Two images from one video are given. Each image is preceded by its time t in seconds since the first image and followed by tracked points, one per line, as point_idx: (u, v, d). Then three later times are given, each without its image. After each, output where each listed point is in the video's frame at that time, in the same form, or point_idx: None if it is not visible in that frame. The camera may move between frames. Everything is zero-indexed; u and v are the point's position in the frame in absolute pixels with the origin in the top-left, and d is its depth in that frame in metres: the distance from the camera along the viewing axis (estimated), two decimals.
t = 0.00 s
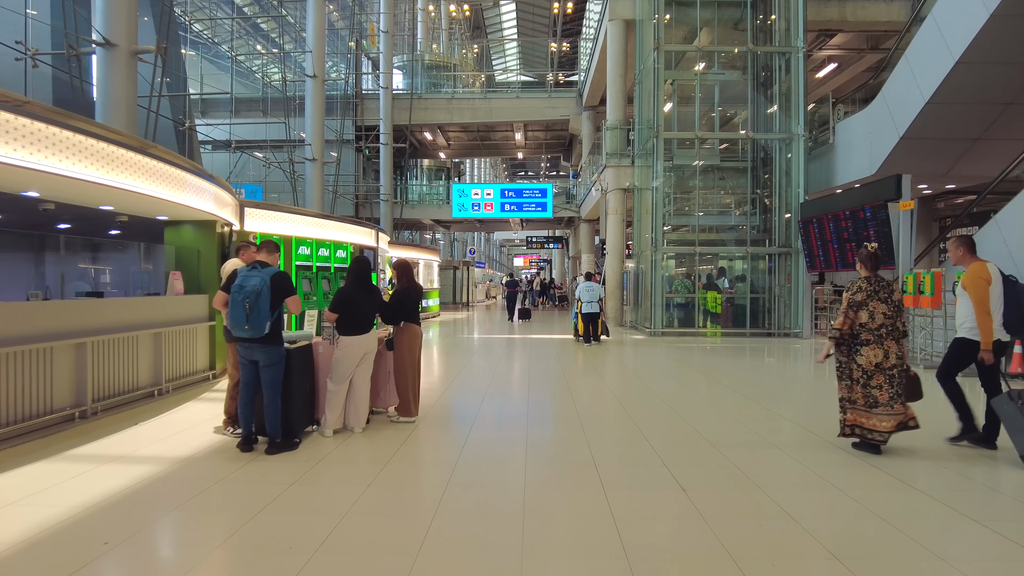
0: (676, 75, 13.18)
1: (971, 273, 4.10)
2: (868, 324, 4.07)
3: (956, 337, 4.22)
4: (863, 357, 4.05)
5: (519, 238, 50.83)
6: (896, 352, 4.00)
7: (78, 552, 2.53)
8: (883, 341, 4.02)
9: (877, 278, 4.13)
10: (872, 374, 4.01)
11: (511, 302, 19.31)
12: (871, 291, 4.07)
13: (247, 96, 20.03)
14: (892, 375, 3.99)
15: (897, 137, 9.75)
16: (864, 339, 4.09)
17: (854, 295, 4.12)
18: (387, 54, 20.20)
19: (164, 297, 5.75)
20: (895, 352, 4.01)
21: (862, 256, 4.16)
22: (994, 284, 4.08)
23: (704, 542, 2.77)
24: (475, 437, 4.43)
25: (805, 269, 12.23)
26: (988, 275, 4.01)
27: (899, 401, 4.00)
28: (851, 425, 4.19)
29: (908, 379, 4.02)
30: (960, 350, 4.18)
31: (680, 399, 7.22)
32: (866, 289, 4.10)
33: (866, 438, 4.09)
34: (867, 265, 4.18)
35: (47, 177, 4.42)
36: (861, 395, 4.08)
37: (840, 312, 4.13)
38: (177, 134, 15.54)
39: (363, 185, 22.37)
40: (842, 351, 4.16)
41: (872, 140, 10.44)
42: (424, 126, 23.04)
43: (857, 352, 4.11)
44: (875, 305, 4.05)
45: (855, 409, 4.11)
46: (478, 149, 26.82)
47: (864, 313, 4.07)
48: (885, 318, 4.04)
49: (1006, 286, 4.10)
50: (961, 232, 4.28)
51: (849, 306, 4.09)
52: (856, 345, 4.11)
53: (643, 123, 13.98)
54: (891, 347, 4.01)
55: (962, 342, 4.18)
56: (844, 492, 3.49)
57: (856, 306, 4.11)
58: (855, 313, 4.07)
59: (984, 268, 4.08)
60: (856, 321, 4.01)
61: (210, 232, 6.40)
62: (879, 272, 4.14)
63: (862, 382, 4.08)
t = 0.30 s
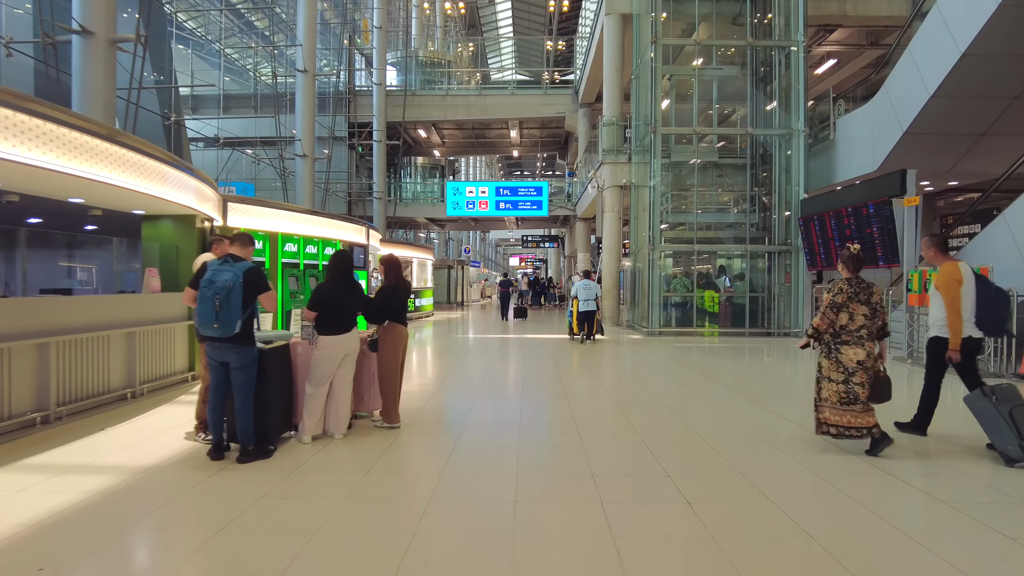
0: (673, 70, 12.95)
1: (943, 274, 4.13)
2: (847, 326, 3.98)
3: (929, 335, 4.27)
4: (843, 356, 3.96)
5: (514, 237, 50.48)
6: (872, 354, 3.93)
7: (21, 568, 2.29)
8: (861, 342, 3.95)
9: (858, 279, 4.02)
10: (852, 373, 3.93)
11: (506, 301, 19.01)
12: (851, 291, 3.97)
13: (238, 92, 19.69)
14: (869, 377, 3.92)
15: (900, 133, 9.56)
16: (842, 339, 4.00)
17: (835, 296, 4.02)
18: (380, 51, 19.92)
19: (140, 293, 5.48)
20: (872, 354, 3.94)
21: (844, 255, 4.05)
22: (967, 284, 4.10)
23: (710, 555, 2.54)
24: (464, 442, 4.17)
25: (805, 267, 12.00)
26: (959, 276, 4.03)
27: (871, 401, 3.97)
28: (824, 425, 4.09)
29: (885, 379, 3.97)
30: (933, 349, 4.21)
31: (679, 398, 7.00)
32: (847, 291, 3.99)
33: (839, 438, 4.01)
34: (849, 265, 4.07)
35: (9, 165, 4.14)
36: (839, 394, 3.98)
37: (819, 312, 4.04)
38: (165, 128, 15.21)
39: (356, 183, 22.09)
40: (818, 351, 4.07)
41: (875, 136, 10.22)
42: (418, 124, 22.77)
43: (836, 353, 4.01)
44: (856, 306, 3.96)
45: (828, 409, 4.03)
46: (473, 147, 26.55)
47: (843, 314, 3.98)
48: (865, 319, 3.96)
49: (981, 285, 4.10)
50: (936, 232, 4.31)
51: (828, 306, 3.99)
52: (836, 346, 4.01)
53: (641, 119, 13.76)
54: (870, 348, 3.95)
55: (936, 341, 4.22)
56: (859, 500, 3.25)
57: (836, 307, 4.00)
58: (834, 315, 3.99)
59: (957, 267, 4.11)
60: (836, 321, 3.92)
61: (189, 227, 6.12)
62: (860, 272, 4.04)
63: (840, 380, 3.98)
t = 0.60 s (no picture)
0: (666, 68, 12.72)
1: (905, 273, 4.14)
2: (823, 326, 4.07)
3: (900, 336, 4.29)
4: (817, 357, 4.06)
5: (506, 237, 50.24)
6: (848, 352, 4.04)
7: None
8: (838, 341, 4.04)
9: (830, 280, 4.17)
10: (826, 374, 4.02)
11: (497, 303, 18.77)
12: (826, 292, 4.09)
13: (224, 91, 19.37)
14: (846, 374, 4.03)
15: (898, 132, 9.36)
16: (819, 339, 4.08)
17: (810, 296, 4.12)
18: (369, 49, 19.61)
19: (106, 298, 5.20)
20: (848, 353, 4.04)
21: (815, 257, 4.19)
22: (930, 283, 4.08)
23: None
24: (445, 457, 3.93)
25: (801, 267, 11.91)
26: (918, 275, 4.04)
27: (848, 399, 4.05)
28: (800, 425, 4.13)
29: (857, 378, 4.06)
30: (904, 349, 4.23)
31: (674, 402, 6.79)
32: (821, 291, 4.11)
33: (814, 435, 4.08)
34: (820, 267, 4.21)
35: None
36: (816, 396, 4.05)
37: (797, 313, 4.11)
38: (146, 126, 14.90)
39: (345, 182, 21.77)
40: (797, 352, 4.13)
41: (871, 135, 10.04)
42: (408, 122, 22.48)
43: (814, 353, 4.09)
44: (831, 306, 4.07)
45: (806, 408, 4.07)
46: (464, 146, 26.28)
47: (821, 314, 4.08)
48: (837, 320, 4.05)
49: (943, 283, 4.08)
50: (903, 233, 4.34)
51: (806, 306, 4.08)
52: (813, 346, 4.09)
53: (633, 118, 13.53)
54: (844, 349, 4.03)
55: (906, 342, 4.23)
56: (865, 519, 3.03)
57: (812, 307, 4.10)
58: (811, 315, 4.07)
59: (916, 268, 4.12)
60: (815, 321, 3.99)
61: (161, 228, 5.83)
62: (832, 273, 4.19)
63: (816, 383, 4.05)
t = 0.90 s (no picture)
0: (662, 63, 12.47)
1: (879, 274, 4.08)
2: (796, 328, 3.94)
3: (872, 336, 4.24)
4: (791, 362, 3.96)
5: (499, 237, 50.06)
6: (824, 353, 3.94)
7: None
8: (812, 342, 3.94)
9: (801, 279, 3.99)
10: (802, 379, 3.94)
11: (490, 302, 18.51)
12: (797, 293, 3.94)
13: (213, 87, 19.07)
14: (825, 376, 3.93)
15: (899, 127, 9.14)
16: (793, 342, 3.95)
17: (781, 299, 3.95)
18: (359, 44, 19.31)
19: (73, 297, 4.90)
20: (823, 354, 3.95)
21: (787, 258, 3.98)
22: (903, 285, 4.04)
23: None
24: (432, 467, 3.65)
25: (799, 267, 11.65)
26: (892, 277, 4.00)
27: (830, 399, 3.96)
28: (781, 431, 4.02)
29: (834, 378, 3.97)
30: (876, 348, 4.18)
31: (672, 403, 6.54)
32: (792, 293, 3.95)
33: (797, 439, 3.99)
34: (790, 267, 4.01)
35: None
36: (794, 400, 3.97)
37: (769, 318, 3.95)
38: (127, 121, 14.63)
39: (335, 180, 21.47)
40: (772, 356, 3.98)
41: (872, 132, 9.83)
42: (399, 120, 22.20)
43: (789, 357, 3.97)
44: (803, 308, 3.94)
45: (787, 413, 3.96)
46: (457, 144, 26.02)
47: (793, 317, 3.92)
48: (810, 321, 3.94)
49: (918, 284, 4.06)
50: (879, 233, 4.29)
51: (779, 310, 3.92)
52: (788, 350, 3.96)
53: (629, 114, 13.27)
54: (818, 349, 3.94)
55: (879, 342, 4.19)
56: (887, 536, 2.78)
57: (784, 310, 3.94)
58: (785, 318, 3.92)
59: (893, 268, 4.07)
60: (789, 325, 3.86)
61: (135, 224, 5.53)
62: (804, 272, 3.98)
63: (793, 387, 3.98)
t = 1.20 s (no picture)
0: (656, 59, 12.26)
1: (852, 274, 4.17)
2: (758, 323, 4.16)
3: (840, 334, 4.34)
4: (752, 355, 4.14)
5: (490, 237, 49.78)
6: (785, 349, 4.09)
7: None
8: (774, 338, 4.11)
9: (771, 278, 4.22)
10: (763, 371, 4.09)
11: (481, 303, 18.26)
12: (762, 289, 4.18)
13: (197, 83, 18.72)
14: (784, 371, 4.08)
15: (897, 124, 8.97)
16: (754, 336, 4.17)
17: (747, 294, 4.22)
18: (348, 40, 18.99)
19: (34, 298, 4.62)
20: (784, 349, 4.10)
21: (756, 256, 4.26)
22: (874, 283, 4.18)
23: None
24: (414, 481, 3.39)
25: (795, 267, 11.46)
26: (865, 277, 4.09)
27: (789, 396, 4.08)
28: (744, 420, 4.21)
29: (793, 375, 4.09)
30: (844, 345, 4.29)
31: (666, 407, 6.32)
32: (759, 289, 4.20)
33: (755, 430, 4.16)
34: (762, 266, 4.28)
35: None
36: (754, 392, 4.14)
37: (733, 310, 4.23)
38: (104, 116, 14.34)
39: (323, 178, 21.15)
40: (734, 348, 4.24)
41: (870, 129, 9.64)
42: (389, 117, 21.90)
43: (749, 350, 4.19)
44: (766, 304, 4.15)
45: (745, 401, 4.17)
46: (448, 143, 25.74)
47: (754, 311, 4.17)
48: (778, 317, 4.13)
49: (888, 284, 4.17)
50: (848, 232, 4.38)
51: (740, 303, 4.20)
52: (749, 343, 4.19)
53: (622, 111, 13.05)
54: (779, 345, 4.10)
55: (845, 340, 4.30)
56: (907, 562, 2.55)
57: (748, 304, 4.21)
58: (746, 311, 4.18)
59: (865, 269, 4.16)
60: (747, 317, 4.11)
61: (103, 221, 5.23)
62: (773, 272, 4.23)
63: (755, 380, 4.15)
